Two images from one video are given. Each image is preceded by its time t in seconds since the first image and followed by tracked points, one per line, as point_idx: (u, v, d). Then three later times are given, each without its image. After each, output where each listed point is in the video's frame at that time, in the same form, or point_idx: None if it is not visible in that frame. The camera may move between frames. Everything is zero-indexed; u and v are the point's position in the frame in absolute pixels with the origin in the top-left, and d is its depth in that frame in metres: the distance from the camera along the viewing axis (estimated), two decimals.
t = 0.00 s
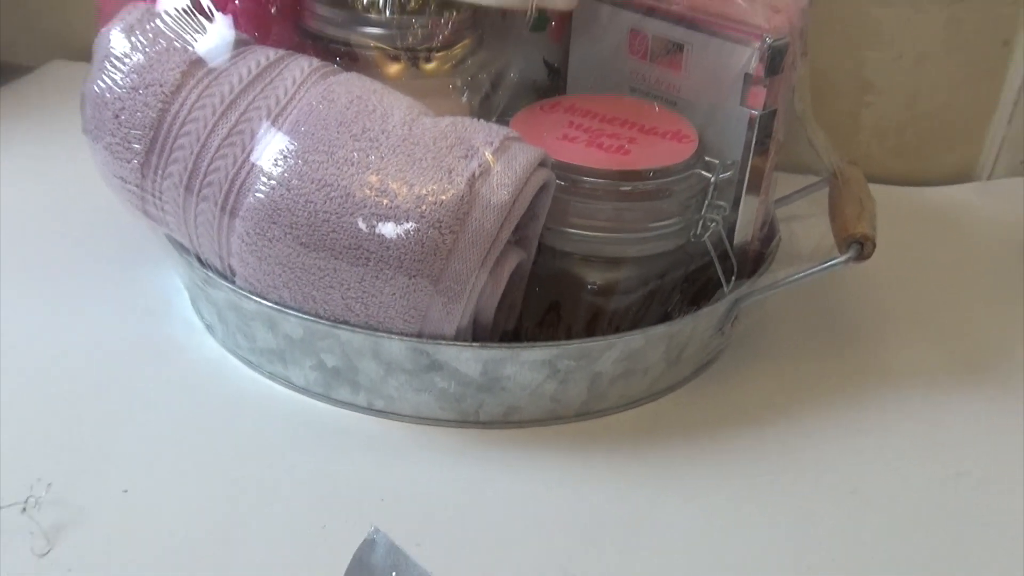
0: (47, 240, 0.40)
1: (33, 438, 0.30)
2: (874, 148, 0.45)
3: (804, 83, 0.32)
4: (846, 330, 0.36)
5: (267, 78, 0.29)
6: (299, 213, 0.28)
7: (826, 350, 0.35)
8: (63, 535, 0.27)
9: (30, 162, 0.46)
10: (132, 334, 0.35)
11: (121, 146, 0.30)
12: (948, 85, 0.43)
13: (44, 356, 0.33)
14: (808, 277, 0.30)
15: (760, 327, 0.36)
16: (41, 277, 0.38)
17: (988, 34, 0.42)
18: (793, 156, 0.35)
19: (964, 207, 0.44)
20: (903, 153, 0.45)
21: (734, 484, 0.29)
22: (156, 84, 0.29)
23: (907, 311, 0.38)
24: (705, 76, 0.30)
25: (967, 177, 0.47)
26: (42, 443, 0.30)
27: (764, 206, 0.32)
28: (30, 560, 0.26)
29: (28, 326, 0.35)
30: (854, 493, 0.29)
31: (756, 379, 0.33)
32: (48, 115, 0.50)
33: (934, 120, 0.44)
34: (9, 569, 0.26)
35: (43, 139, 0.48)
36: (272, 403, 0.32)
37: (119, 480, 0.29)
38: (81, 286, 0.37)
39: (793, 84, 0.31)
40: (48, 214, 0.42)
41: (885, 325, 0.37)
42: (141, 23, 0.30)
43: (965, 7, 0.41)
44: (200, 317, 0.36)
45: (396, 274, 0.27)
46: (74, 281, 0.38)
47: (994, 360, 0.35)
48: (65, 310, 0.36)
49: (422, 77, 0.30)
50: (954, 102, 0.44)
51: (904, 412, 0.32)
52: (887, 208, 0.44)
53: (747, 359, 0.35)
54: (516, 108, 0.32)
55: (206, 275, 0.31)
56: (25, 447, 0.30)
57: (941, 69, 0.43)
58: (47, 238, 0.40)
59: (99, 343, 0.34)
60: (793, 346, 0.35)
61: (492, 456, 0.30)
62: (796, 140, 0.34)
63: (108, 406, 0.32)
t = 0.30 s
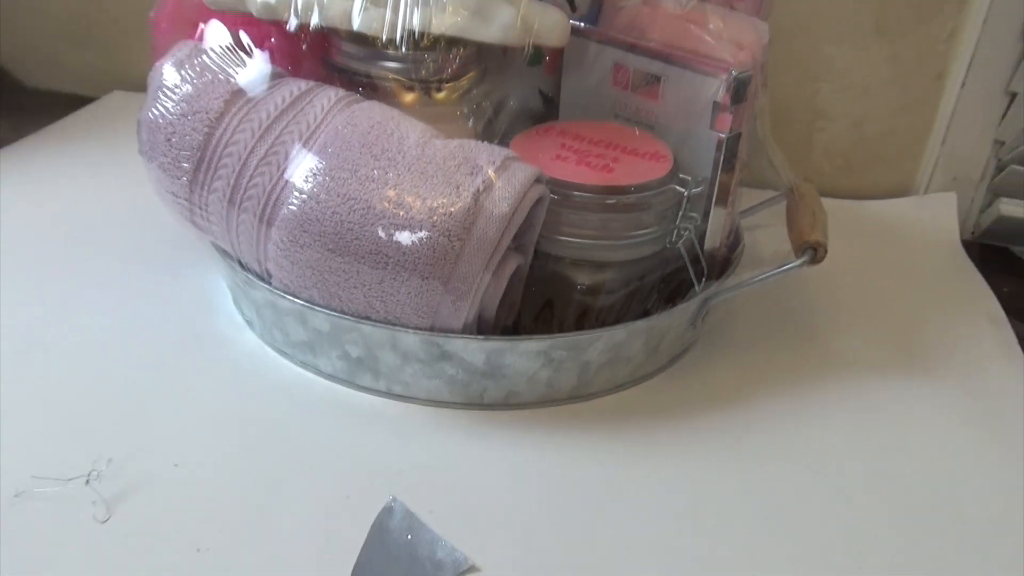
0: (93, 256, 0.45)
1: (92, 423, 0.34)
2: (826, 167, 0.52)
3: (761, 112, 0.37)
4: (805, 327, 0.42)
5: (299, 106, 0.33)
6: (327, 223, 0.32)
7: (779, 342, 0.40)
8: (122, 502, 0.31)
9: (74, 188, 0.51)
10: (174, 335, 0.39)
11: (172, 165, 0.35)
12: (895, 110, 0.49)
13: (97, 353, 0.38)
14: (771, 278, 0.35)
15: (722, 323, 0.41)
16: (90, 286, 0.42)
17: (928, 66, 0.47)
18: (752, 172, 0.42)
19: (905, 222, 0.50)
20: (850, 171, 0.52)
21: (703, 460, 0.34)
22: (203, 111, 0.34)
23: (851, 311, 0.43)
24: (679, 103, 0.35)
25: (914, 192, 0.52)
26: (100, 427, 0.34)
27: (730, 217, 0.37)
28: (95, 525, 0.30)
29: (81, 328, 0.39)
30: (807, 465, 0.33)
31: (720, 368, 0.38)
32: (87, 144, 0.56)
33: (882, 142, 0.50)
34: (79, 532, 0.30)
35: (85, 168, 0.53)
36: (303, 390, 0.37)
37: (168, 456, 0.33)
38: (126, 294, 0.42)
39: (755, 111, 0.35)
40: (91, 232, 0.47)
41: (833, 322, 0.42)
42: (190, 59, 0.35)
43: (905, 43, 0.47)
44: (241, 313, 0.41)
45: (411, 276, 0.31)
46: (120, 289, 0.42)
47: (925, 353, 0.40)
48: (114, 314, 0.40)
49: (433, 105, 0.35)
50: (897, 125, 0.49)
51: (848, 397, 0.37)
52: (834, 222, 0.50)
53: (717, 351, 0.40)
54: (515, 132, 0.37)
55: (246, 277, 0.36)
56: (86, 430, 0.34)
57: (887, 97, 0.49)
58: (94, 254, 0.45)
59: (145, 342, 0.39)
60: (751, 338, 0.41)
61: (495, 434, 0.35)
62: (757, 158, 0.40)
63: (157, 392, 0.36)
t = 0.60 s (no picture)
0: (124, 267, 0.49)
1: (128, 412, 0.38)
2: (794, 178, 0.57)
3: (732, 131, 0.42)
4: (774, 326, 0.46)
5: (319, 123, 0.36)
6: (344, 229, 0.35)
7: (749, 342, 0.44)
8: (158, 483, 0.34)
9: (105, 207, 0.55)
10: (200, 337, 0.43)
11: (204, 177, 0.38)
12: (856, 127, 0.54)
13: (131, 351, 0.42)
14: (743, 279, 0.38)
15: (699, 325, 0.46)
16: (123, 293, 0.46)
17: (885, 89, 0.52)
18: (729, 182, 0.48)
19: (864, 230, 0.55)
20: (816, 183, 0.57)
21: (684, 444, 0.37)
22: (233, 128, 0.37)
23: (815, 313, 0.47)
24: (662, 121, 0.38)
25: (877, 202, 0.57)
26: (135, 414, 0.37)
27: (707, 225, 0.41)
28: (133, 502, 0.33)
29: (116, 330, 0.43)
30: (779, 449, 0.37)
31: (695, 363, 0.43)
32: (116, 168, 0.60)
33: (844, 156, 0.55)
34: (119, 507, 0.33)
35: (114, 190, 0.57)
36: (321, 380, 0.41)
37: (199, 440, 0.36)
38: (156, 300, 0.46)
39: (729, 127, 0.39)
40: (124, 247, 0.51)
41: (798, 323, 0.46)
42: (222, 82, 0.38)
43: (863, 68, 0.52)
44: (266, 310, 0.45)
45: (421, 277, 0.34)
46: (150, 296, 0.46)
47: (881, 348, 0.44)
48: (145, 318, 0.44)
49: (440, 123, 0.39)
50: (858, 143, 0.55)
51: (814, 390, 0.41)
52: (804, 232, 0.55)
53: (695, 347, 0.44)
54: (514, 147, 0.41)
55: (272, 278, 0.40)
56: (123, 417, 0.37)
57: (848, 116, 0.54)
58: (125, 266, 0.49)
59: (175, 342, 0.42)
60: (725, 337, 0.45)
61: (496, 420, 0.38)
62: (731, 172, 0.46)
63: (188, 384, 0.39)
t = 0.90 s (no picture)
0: (124, 268, 0.49)
1: (128, 413, 0.38)
2: (792, 178, 0.57)
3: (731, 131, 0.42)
4: (774, 326, 0.46)
5: (319, 124, 0.37)
6: (344, 230, 0.35)
7: (747, 341, 0.45)
8: (158, 483, 0.34)
9: (105, 207, 0.55)
10: (200, 338, 0.43)
11: (205, 177, 0.38)
12: (855, 127, 0.54)
13: (131, 352, 0.42)
14: (743, 278, 0.39)
15: (697, 325, 0.46)
16: (123, 294, 0.46)
17: (883, 90, 0.52)
18: (728, 182, 0.48)
19: (863, 230, 0.55)
20: (815, 183, 0.57)
21: (684, 443, 0.37)
22: (233, 129, 0.37)
23: (813, 312, 0.47)
24: (661, 121, 0.39)
25: (876, 201, 0.57)
26: (135, 414, 0.38)
27: (706, 224, 0.41)
28: (133, 502, 0.33)
29: (117, 330, 0.43)
30: (779, 448, 0.37)
31: (694, 363, 0.43)
32: (116, 169, 0.60)
33: (843, 156, 0.56)
34: (120, 507, 0.33)
35: (114, 190, 0.58)
36: (321, 380, 0.41)
37: (199, 440, 0.36)
38: (157, 300, 0.46)
39: (727, 127, 0.40)
40: (125, 247, 0.51)
41: (797, 323, 0.46)
42: (222, 82, 0.39)
43: (861, 69, 0.52)
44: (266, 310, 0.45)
45: (420, 277, 0.35)
46: (150, 296, 0.46)
47: (880, 347, 0.44)
48: (145, 319, 0.44)
49: (440, 124, 0.39)
50: (856, 143, 0.55)
51: (813, 390, 0.41)
52: (804, 232, 0.55)
53: (695, 347, 0.44)
54: (513, 147, 0.41)
55: (272, 278, 0.40)
56: (124, 417, 0.37)
57: (848, 116, 0.54)
58: (126, 265, 0.49)
59: (174, 343, 0.43)
60: (724, 336, 0.45)
61: (496, 420, 0.38)
62: (730, 172, 0.46)
63: (188, 385, 0.40)
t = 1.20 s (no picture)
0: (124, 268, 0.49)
1: (128, 413, 0.38)
2: (792, 178, 0.57)
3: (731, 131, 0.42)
4: (774, 326, 0.46)
5: (320, 124, 0.37)
6: (344, 230, 0.35)
7: (747, 341, 0.45)
8: (157, 483, 0.34)
9: (105, 207, 0.55)
10: (200, 338, 0.43)
11: (205, 177, 0.38)
12: (855, 128, 0.54)
13: (131, 352, 0.42)
14: (744, 278, 0.39)
15: (697, 325, 0.46)
16: (124, 294, 0.46)
17: (883, 90, 0.52)
18: (728, 183, 0.48)
19: (863, 230, 0.55)
20: (815, 183, 0.57)
21: (684, 443, 0.37)
22: (233, 129, 0.37)
23: (813, 312, 0.47)
24: (661, 121, 0.39)
25: (876, 202, 0.57)
26: (136, 414, 0.38)
27: (706, 224, 0.41)
28: (133, 502, 0.33)
29: (117, 330, 0.43)
30: (778, 448, 0.37)
31: (694, 363, 0.43)
32: (116, 169, 0.60)
33: (844, 156, 0.56)
34: (120, 507, 0.33)
35: (115, 190, 0.58)
36: (321, 380, 0.41)
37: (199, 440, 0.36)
38: (157, 301, 0.46)
39: (727, 128, 0.39)
40: (125, 247, 0.51)
41: (796, 323, 0.46)
42: (222, 83, 0.39)
43: (861, 68, 0.52)
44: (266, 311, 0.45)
45: (420, 277, 0.35)
46: (150, 296, 0.46)
47: (880, 348, 0.44)
48: (146, 319, 0.44)
49: (440, 124, 0.39)
50: (855, 144, 0.55)
51: (813, 390, 0.41)
52: (804, 232, 0.55)
53: (695, 347, 0.44)
54: (513, 147, 0.41)
55: (272, 278, 0.40)
56: (124, 417, 0.37)
57: (848, 116, 0.54)
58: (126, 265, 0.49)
59: (174, 343, 0.43)
60: (723, 336, 0.45)
61: (496, 420, 0.38)
62: (730, 172, 0.46)
63: (188, 385, 0.40)
